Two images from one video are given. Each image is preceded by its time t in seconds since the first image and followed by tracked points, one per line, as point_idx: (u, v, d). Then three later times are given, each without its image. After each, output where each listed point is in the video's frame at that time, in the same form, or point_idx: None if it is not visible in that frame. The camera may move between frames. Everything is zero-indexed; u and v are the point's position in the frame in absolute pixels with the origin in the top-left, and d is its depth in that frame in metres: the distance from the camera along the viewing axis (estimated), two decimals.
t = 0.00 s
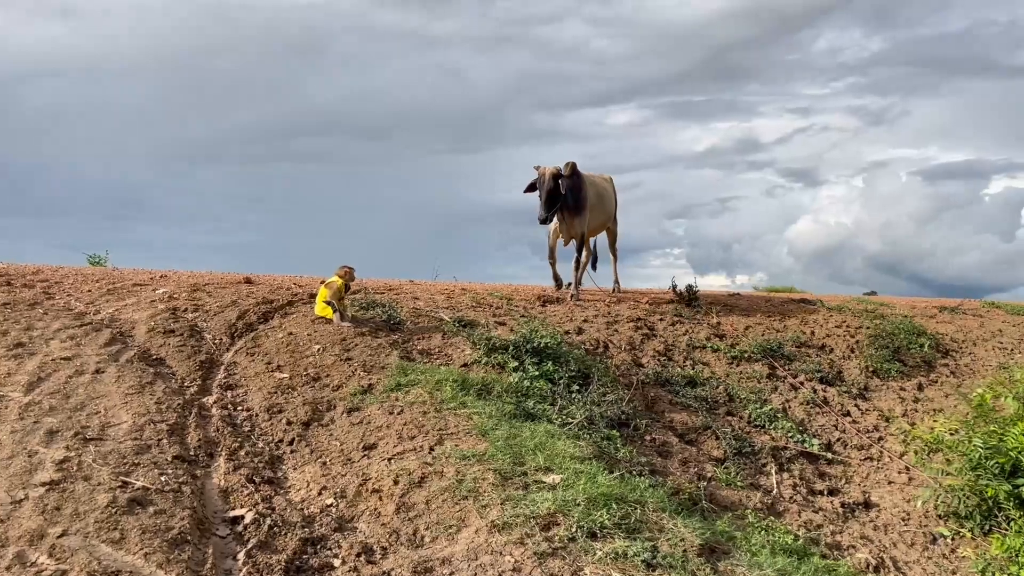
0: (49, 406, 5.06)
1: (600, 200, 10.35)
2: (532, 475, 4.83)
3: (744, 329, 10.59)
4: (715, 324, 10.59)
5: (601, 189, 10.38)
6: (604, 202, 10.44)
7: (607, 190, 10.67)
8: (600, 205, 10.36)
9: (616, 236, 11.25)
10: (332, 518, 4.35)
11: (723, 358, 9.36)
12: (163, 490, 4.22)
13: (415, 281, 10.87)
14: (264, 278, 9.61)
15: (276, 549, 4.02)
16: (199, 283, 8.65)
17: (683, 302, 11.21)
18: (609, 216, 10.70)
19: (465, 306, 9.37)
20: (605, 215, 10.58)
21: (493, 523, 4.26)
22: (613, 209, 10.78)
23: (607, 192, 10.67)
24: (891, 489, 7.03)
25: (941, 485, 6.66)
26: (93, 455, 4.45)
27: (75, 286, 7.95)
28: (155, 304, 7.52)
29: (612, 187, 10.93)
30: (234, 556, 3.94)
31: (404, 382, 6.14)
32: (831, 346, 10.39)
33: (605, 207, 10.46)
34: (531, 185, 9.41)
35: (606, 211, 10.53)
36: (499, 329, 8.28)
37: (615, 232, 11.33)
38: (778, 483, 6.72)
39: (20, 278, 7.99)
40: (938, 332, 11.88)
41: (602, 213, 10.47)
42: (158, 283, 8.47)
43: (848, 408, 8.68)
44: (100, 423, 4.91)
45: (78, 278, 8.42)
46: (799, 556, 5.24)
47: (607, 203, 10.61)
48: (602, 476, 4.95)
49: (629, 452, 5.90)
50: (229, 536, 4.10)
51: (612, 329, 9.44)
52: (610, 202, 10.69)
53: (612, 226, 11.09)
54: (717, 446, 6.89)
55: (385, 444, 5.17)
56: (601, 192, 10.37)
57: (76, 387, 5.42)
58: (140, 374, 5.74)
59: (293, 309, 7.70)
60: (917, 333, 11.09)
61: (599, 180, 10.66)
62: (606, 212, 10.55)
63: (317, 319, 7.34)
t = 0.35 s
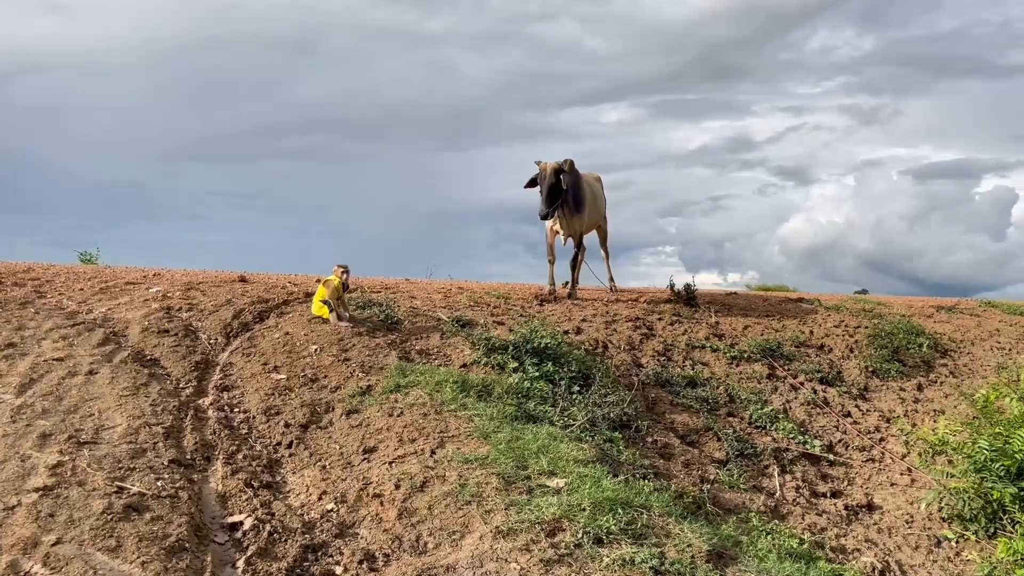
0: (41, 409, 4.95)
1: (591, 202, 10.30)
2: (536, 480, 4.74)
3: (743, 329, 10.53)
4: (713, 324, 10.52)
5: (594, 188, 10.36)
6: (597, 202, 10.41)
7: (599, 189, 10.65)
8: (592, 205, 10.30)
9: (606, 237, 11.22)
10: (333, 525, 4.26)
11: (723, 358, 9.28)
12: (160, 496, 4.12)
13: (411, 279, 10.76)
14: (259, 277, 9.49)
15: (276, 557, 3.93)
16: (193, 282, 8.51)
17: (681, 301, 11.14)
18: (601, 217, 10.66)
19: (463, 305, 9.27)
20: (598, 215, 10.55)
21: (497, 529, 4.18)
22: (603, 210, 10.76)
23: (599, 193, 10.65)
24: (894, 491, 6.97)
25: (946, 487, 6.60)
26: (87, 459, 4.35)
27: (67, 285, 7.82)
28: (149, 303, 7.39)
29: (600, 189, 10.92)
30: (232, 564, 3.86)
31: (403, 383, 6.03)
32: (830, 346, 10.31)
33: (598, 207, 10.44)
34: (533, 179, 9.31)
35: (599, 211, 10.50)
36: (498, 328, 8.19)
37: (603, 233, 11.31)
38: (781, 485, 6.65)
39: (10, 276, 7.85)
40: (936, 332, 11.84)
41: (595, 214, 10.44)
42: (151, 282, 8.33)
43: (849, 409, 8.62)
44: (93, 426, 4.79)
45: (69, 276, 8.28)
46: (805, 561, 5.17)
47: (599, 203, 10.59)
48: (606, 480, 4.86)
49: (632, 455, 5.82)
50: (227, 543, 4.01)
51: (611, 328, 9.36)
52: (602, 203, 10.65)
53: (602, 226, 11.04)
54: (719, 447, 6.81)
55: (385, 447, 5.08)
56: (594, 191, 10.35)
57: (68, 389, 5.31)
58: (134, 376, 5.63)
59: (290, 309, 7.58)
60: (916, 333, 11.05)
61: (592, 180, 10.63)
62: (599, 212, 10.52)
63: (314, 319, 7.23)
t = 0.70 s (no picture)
0: (35, 412, 4.88)
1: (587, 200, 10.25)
2: (535, 484, 4.68)
3: (742, 328, 10.47)
4: (712, 323, 10.47)
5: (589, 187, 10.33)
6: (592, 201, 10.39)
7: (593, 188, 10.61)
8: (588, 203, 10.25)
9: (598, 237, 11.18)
10: (330, 530, 4.20)
11: (722, 357, 9.23)
12: (154, 502, 4.06)
13: (409, 279, 10.70)
14: (255, 277, 9.42)
15: (272, 564, 3.88)
16: (189, 282, 8.44)
17: (680, 301, 11.08)
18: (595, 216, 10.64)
19: (461, 305, 9.21)
20: (593, 213, 10.52)
21: (497, 535, 4.13)
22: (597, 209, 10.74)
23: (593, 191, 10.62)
24: (895, 492, 6.93)
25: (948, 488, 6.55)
26: (80, 464, 4.29)
27: (61, 285, 7.75)
28: (144, 304, 7.32)
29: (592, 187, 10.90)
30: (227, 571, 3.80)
31: (401, 384, 5.97)
32: (829, 345, 10.26)
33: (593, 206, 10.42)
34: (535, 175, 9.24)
35: (593, 209, 10.47)
36: (496, 328, 8.13)
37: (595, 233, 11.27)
38: (782, 487, 6.61)
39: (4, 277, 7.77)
40: (936, 331, 11.79)
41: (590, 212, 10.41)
42: (147, 282, 8.26)
43: (849, 409, 8.57)
44: (87, 430, 4.73)
45: (64, 277, 8.21)
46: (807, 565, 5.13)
47: (594, 202, 10.56)
48: (607, 484, 4.80)
49: (632, 457, 5.76)
50: (222, 550, 3.95)
51: (610, 328, 9.30)
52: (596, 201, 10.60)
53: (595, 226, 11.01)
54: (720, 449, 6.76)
55: (383, 451, 5.01)
56: (589, 190, 10.32)
57: (62, 391, 5.24)
58: (129, 378, 5.56)
59: (287, 309, 7.51)
60: (916, 332, 11.00)
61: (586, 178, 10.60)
62: (594, 211, 10.49)
63: (311, 320, 7.16)
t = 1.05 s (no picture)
0: (38, 413, 4.88)
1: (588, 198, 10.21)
2: (539, 483, 4.65)
3: (747, 325, 10.44)
4: (716, 320, 10.44)
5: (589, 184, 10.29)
6: (592, 198, 10.35)
7: (593, 185, 10.58)
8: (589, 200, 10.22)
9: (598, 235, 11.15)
10: (333, 531, 4.19)
11: (727, 355, 9.20)
12: (156, 503, 4.05)
13: (411, 279, 10.69)
14: (259, 276, 9.42)
15: (275, 565, 3.86)
16: (192, 283, 8.44)
17: (683, 298, 11.05)
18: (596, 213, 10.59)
19: (464, 304, 9.19)
20: (593, 211, 10.48)
21: (500, 535, 4.11)
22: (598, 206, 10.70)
23: (593, 189, 10.59)
24: (902, 490, 6.89)
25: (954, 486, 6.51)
26: (82, 465, 4.28)
27: (65, 286, 7.75)
28: (147, 304, 7.31)
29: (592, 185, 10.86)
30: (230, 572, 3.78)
31: (404, 384, 5.95)
32: (834, 342, 10.22)
33: (594, 203, 10.38)
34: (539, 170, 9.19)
35: (594, 207, 10.43)
36: (499, 327, 8.10)
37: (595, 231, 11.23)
38: (787, 485, 6.58)
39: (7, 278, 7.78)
40: (942, 327, 11.74)
41: (591, 209, 10.37)
42: (150, 282, 8.26)
43: (854, 406, 8.54)
44: (90, 431, 4.72)
45: (68, 277, 8.21)
46: (813, 563, 5.09)
47: (594, 199, 10.52)
48: (611, 483, 4.77)
49: (637, 456, 5.73)
50: (225, 551, 3.94)
51: (613, 326, 9.27)
52: (596, 198, 10.58)
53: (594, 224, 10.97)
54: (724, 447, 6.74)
55: (386, 451, 5.00)
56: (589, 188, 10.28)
57: (65, 392, 5.24)
58: (132, 378, 5.55)
59: (290, 309, 7.49)
60: (922, 329, 10.95)
61: (586, 176, 10.56)
62: (594, 208, 10.45)
63: (314, 319, 7.14)
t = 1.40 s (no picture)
0: (47, 416, 4.87)
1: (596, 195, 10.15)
2: (550, 484, 4.62)
3: (757, 322, 10.38)
4: (726, 317, 10.37)
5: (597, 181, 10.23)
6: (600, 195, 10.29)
7: (601, 183, 10.52)
8: (596, 197, 10.18)
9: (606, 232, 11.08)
10: (343, 533, 4.17)
11: (737, 352, 9.14)
12: (166, 506, 4.03)
13: (419, 278, 10.66)
14: (267, 277, 9.41)
15: (285, 568, 3.85)
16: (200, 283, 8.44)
17: (693, 295, 10.99)
18: (603, 210, 10.53)
19: (473, 303, 9.16)
20: (601, 208, 10.41)
21: (512, 536, 4.08)
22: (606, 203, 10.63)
23: (601, 186, 10.52)
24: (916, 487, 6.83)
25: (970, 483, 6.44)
26: (92, 468, 4.27)
27: (74, 288, 7.75)
28: (155, 306, 7.31)
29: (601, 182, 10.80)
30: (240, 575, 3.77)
31: (413, 384, 5.93)
32: (845, 338, 10.14)
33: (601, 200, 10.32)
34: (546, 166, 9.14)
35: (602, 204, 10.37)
36: (508, 326, 8.07)
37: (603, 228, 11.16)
38: (799, 483, 6.53)
39: (17, 280, 7.79)
40: (953, 322, 11.64)
41: (598, 206, 10.31)
42: (158, 283, 8.26)
43: (867, 403, 8.47)
44: (100, 434, 4.71)
45: (77, 279, 8.22)
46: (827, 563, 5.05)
47: (602, 196, 10.46)
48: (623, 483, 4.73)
49: (648, 455, 5.69)
50: (235, 554, 3.92)
51: (623, 324, 9.23)
52: (604, 196, 10.51)
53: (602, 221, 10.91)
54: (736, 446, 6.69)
55: (395, 452, 4.97)
56: (597, 184, 10.22)
57: (75, 395, 5.23)
58: (141, 381, 5.54)
59: (298, 309, 7.47)
60: (934, 324, 10.86)
61: (594, 173, 10.50)
62: (602, 205, 10.39)
63: (322, 320, 7.12)
